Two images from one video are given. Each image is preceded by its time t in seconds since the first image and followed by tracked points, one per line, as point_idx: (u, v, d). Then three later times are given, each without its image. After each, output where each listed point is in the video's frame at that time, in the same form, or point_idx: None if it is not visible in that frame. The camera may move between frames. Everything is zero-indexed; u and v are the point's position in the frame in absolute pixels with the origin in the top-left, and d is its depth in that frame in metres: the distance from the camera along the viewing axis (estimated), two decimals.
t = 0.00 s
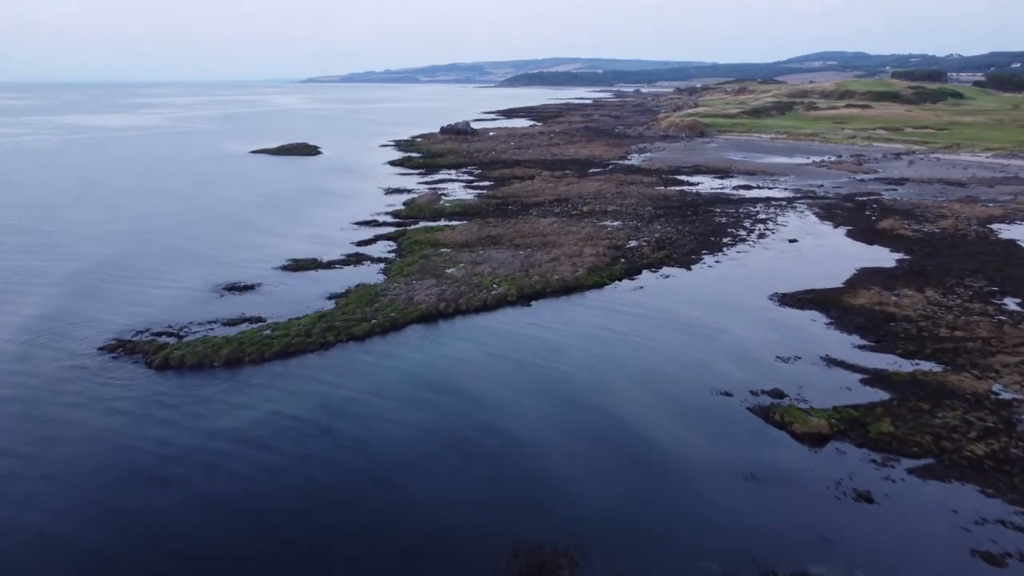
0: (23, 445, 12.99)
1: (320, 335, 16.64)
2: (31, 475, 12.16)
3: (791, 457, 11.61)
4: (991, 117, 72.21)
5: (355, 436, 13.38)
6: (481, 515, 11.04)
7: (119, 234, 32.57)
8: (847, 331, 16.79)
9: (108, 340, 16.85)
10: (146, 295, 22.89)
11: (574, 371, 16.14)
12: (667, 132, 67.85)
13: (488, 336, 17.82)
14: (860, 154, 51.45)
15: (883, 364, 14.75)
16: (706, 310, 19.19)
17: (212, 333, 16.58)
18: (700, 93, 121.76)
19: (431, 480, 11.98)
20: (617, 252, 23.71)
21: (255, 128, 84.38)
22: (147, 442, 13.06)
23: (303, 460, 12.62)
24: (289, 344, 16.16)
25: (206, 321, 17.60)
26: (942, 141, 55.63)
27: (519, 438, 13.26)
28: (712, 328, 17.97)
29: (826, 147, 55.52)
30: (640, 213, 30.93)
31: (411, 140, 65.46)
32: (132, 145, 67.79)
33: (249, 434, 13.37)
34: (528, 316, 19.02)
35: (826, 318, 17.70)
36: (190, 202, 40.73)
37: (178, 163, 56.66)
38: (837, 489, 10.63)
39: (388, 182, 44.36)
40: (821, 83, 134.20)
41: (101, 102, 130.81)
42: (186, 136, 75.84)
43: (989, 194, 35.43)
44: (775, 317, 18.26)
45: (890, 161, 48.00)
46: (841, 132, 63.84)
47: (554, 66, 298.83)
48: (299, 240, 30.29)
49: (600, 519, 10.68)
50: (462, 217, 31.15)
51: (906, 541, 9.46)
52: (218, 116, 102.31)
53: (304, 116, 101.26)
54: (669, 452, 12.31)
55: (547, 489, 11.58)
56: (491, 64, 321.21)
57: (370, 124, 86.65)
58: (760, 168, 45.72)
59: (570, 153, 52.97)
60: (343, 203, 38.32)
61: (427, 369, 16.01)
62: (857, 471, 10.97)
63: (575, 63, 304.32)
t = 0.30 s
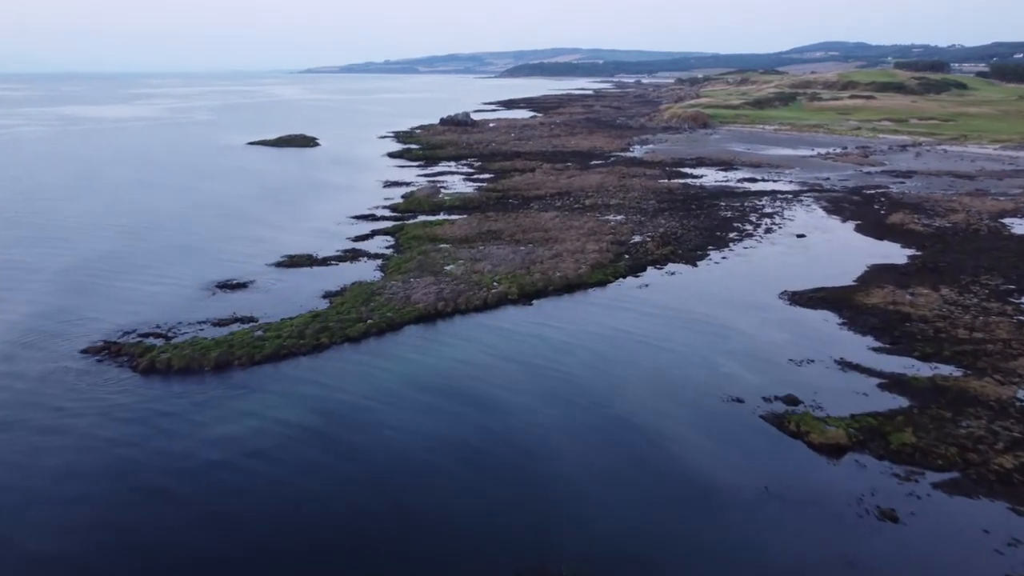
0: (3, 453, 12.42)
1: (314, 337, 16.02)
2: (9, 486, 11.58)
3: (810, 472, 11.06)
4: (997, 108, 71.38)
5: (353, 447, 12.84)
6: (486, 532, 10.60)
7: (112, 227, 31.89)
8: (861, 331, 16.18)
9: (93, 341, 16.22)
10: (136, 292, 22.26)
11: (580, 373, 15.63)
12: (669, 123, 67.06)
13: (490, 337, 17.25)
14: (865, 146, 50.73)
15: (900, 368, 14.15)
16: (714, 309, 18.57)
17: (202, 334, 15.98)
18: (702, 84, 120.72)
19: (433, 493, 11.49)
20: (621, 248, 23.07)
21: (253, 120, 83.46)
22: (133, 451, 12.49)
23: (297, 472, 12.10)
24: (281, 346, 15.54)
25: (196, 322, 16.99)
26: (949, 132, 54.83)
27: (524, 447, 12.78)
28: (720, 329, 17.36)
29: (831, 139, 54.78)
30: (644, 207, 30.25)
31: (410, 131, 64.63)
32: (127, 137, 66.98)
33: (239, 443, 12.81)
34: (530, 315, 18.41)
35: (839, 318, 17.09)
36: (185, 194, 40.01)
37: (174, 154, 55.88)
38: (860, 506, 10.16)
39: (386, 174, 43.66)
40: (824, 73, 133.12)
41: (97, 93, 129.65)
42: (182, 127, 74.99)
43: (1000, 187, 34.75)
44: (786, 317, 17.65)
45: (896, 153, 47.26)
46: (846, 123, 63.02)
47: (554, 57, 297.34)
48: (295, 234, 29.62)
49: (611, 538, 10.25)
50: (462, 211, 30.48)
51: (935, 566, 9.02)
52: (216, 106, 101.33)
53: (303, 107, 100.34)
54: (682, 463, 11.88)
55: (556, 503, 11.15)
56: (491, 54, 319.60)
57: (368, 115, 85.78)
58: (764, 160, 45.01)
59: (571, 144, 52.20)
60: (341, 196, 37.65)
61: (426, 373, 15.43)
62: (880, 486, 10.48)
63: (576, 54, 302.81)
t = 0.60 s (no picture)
0: None
1: (307, 339, 15.40)
2: None
3: (826, 485, 10.53)
4: (1003, 99, 70.57)
5: (347, 453, 12.26)
6: (482, 539, 10.14)
7: (104, 221, 31.18)
8: (877, 333, 15.56)
9: (76, 344, 15.57)
10: (125, 289, 21.60)
11: (586, 373, 15.12)
12: (671, 115, 66.32)
13: (490, 336, 16.69)
14: (871, 137, 50.02)
15: (919, 372, 13.55)
16: (722, 308, 17.94)
17: (190, 335, 15.36)
18: (703, 74, 119.71)
19: (431, 500, 10.95)
20: (625, 243, 22.43)
21: (250, 111, 82.63)
22: (116, 460, 11.89)
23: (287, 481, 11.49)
24: (272, 348, 14.91)
25: (184, 322, 16.36)
26: (955, 124, 54.10)
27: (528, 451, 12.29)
28: (729, 330, 16.75)
29: (835, 130, 54.04)
30: (647, 200, 29.57)
31: (409, 122, 63.84)
32: (123, 128, 66.13)
33: (227, 452, 12.22)
34: (532, 314, 17.80)
35: (853, 318, 16.48)
36: (179, 187, 39.30)
37: (170, 146, 55.10)
38: (884, 526, 9.61)
39: (385, 167, 42.96)
40: (826, 63, 132.09)
41: (94, 84, 128.61)
42: (179, 118, 74.11)
43: (1010, 180, 34.10)
44: (797, 317, 17.05)
45: (902, 145, 46.58)
46: (850, 114, 62.27)
47: (555, 47, 295.83)
48: (291, 228, 28.95)
49: (612, 549, 9.81)
50: (461, 205, 29.81)
51: None
52: (213, 97, 100.35)
53: (301, 98, 99.37)
54: (693, 470, 11.40)
55: (557, 508, 10.70)
56: (491, 45, 317.82)
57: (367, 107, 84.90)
58: (769, 152, 44.24)
59: (572, 136, 51.46)
60: (338, 189, 36.97)
61: (423, 377, 14.85)
62: (905, 504, 9.92)
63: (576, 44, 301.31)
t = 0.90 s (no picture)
0: None
1: (299, 342, 14.78)
2: None
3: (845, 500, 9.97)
4: (1010, 90, 69.64)
5: (340, 465, 11.68)
6: (481, 551, 9.76)
7: (96, 214, 30.51)
8: (892, 335, 14.95)
9: (58, 345, 14.96)
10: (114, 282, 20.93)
11: (591, 375, 14.62)
12: (674, 105, 65.48)
13: (491, 337, 16.10)
14: (877, 129, 49.24)
15: (940, 378, 12.95)
16: (731, 308, 17.32)
17: (177, 338, 14.76)
18: (705, 64, 118.57)
19: (427, 515, 10.46)
20: (629, 239, 21.79)
21: (248, 101, 81.72)
22: (96, 471, 11.31)
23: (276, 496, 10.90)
24: (262, 352, 14.30)
25: (172, 323, 15.76)
26: (962, 115, 53.26)
27: (532, 461, 11.78)
28: (738, 331, 16.14)
29: (841, 121, 53.25)
30: (651, 194, 28.91)
31: (408, 113, 63.02)
32: (119, 119, 65.33)
33: (211, 464, 11.62)
34: (533, 313, 17.19)
35: (866, 319, 15.87)
36: (174, 179, 38.60)
37: (166, 138, 54.35)
38: (912, 549, 9.02)
39: (383, 159, 42.25)
40: (829, 52, 130.90)
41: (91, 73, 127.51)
42: (176, 108, 73.26)
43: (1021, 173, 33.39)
44: (808, 318, 16.43)
45: (909, 137, 45.83)
46: (855, 105, 61.42)
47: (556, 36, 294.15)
48: (286, 223, 28.31)
49: (615, 559, 9.46)
50: (461, 199, 29.14)
51: None
52: (211, 87, 99.41)
53: (300, 88, 98.44)
54: (704, 474, 11.03)
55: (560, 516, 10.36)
56: (492, 34, 315.99)
57: (366, 97, 83.97)
58: (774, 144, 43.53)
59: (573, 127, 50.71)
60: (336, 182, 36.30)
61: (420, 383, 14.24)
62: (933, 524, 9.33)
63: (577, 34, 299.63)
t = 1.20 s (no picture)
0: None
1: (291, 346, 14.15)
2: None
3: (866, 520, 9.45)
4: (1016, 80, 68.76)
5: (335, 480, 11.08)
6: (479, 560, 9.49)
7: (86, 209, 29.80)
8: (910, 339, 14.32)
9: (38, 349, 14.26)
10: (101, 279, 20.27)
11: (596, 380, 14.06)
12: (676, 96, 64.67)
13: (493, 338, 15.49)
14: (883, 120, 48.45)
15: (963, 387, 12.34)
16: (739, 309, 16.69)
17: (163, 343, 14.11)
18: (707, 54, 117.57)
19: (426, 537, 9.96)
20: (633, 236, 21.13)
21: (246, 92, 80.77)
22: (76, 485, 10.72)
23: (265, 517, 10.27)
24: (252, 358, 13.66)
25: (157, 327, 15.08)
26: (969, 106, 52.42)
27: (538, 475, 11.23)
28: (747, 333, 15.52)
29: (846, 113, 52.46)
30: (655, 187, 28.24)
31: (407, 104, 62.16)
32: (114, 110, 64.47)
33: (196, 480, 11.00)
34: (535, 313, 16.57)
35: (883, 321, 15.24)
36: (167, 172, 37.84)
37: (161, 129, 53.53)
38: None
39: (381, 151, 41.48)
40: (832, 42, 129.76)
41: (86, 63, 126.10)
42: (172, 99, 72.37)
43: None
44: (821, 319, 15.82)
45: (916, 128, 45.06)
46: (860, 95, 60.57)
47: (556, 25, 292.75)
48: (281, 217, 27.62)
49: None
50: (460, 193, 28.47)
51: None
52: (208, 78, 98.33)
53: (298, 79, 97.46)
54: (711, 480, 10.77)
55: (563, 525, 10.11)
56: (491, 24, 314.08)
57: (365, 87, 83.05)
58: (778, 136, 42.79)
59: (574, 118, 49.91)
60: (332, 176, 35.59)
61: (418, 391, 13.63)
62: (967, 550, 8.76)
63: (578, 23, 297.84)
